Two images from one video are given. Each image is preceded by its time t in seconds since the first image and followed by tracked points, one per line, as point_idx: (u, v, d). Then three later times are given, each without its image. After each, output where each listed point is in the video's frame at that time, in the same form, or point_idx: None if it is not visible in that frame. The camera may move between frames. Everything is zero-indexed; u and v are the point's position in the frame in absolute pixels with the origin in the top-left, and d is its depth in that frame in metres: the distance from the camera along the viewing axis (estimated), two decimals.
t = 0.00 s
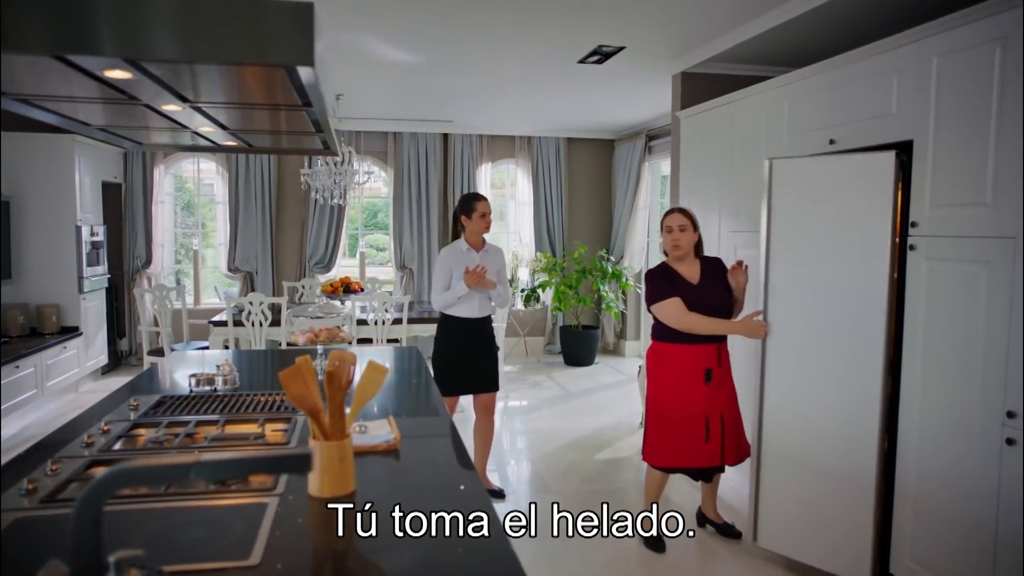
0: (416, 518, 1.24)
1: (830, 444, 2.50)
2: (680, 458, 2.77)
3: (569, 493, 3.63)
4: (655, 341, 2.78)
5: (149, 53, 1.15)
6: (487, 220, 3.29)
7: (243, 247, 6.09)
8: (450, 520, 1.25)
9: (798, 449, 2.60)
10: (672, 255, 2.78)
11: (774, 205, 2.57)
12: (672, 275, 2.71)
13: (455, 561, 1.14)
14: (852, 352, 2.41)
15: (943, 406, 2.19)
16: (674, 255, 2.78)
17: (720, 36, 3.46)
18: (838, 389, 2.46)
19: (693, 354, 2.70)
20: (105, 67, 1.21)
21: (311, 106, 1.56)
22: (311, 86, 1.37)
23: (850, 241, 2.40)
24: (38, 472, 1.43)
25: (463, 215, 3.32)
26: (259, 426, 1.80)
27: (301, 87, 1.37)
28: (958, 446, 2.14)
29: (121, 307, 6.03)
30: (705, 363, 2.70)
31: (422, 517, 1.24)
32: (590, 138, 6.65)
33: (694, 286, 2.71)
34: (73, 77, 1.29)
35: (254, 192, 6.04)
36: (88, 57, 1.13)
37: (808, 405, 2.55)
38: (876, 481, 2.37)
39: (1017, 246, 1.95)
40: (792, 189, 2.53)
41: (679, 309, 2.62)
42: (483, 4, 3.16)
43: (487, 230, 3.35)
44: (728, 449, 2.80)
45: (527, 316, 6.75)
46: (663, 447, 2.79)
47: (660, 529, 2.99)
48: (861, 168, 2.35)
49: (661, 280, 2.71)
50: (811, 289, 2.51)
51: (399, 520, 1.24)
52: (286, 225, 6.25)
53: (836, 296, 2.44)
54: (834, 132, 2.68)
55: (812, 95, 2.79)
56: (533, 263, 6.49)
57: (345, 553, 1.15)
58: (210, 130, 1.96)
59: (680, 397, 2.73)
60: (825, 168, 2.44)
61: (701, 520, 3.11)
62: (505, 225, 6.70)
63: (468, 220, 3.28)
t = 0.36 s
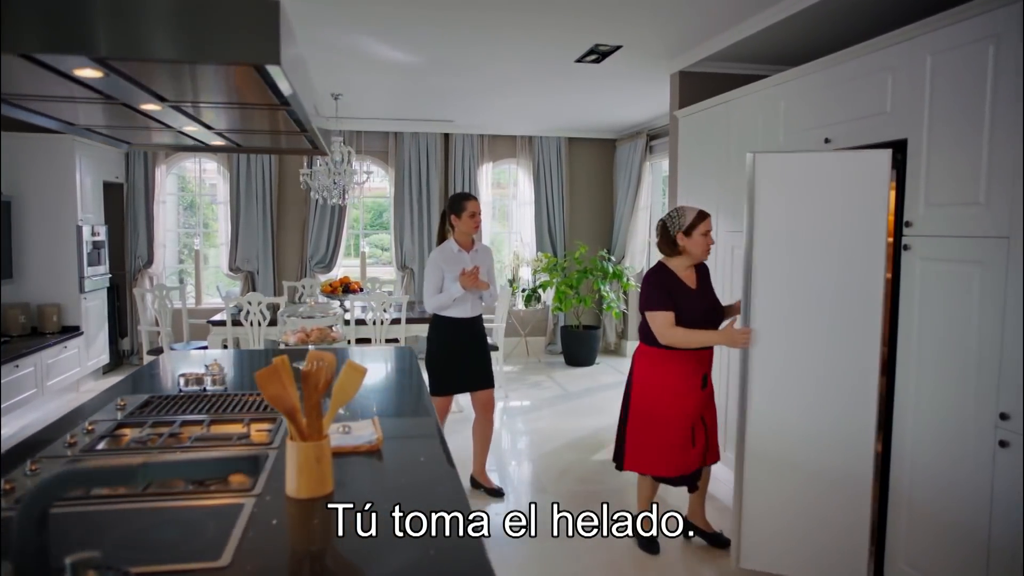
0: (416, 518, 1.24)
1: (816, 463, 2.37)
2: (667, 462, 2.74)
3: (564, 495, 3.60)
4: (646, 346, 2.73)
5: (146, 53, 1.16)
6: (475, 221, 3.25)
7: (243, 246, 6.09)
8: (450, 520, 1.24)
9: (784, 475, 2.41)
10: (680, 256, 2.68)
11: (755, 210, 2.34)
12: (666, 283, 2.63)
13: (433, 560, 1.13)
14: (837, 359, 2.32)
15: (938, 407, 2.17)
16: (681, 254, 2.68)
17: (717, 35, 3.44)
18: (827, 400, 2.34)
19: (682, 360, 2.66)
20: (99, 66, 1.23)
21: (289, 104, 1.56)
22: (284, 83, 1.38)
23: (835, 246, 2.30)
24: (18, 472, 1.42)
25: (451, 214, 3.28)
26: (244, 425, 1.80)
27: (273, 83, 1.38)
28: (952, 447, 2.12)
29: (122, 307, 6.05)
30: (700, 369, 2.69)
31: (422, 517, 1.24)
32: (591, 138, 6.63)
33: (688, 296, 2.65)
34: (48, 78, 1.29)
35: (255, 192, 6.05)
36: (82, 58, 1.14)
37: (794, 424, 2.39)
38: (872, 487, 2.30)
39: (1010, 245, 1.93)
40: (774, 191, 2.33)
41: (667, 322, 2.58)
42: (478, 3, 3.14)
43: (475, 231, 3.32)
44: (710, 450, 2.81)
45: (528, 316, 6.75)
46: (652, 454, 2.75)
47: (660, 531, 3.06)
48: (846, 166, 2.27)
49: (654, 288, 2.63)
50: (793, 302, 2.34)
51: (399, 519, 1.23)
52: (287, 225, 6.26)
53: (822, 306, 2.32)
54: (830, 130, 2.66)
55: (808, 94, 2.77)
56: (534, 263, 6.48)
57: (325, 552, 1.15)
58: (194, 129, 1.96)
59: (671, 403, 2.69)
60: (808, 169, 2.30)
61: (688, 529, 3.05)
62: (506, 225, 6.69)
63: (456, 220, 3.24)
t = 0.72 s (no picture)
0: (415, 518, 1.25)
1: (814, 482, 2.21)
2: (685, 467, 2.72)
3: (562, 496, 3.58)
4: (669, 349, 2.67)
5: (147, 53, 1.17)
6: (498, 221, 3.29)
7: (244, 246, 6.11)
8: (448, 520, 1.26)
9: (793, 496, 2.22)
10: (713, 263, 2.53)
11: (759, 213, 2.08)
12: (702, 288, 2.52)
13: (409, 561, 1.12)
14: (830, 369, 2.17)
15: (932, 408, 2.14)
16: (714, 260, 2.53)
17: (714, 34, 3.42)
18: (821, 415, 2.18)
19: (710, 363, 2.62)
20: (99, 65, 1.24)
21: (267, 103, 1.55)
22: (261, 83, 1.37)
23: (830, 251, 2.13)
24: None
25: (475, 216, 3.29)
26: (230, 426, 1.79)
27: (245, 83, 1.36)
28: (946, 450, 2.10)
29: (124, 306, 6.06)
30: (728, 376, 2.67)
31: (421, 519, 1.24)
32: (593, 137, 6.62)
33: (721, 304, 2.54)
34: (19, 76, 1.28)
35: (256, 191, 6.06)
36: (82, 57, 1.15)
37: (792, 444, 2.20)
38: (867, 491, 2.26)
39: (1003, 245, 1.91)
40: (775, 193, 2.08)
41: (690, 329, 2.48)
42: (473, 3, 3.13)
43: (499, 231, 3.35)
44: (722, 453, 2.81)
45: (530, 316, 6.74)
46: (679, 458, 2.72)
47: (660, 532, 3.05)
48: (841, 164, 2.11)
49: (690, 290, 2.52)
50: (790, 313, 2.14)
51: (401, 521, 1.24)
52: (288, 224, 6.27)
53: (820, 314, 2.14)
54: (826, 130, 2.64)
55: (804, 92, 2.74)
56: (535, 263, 6.48)
57: (300, 553, 1.14)
58: (179, 128, 1.95)
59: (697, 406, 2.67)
60: (812, 165, 2.10)
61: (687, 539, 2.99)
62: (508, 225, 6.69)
63: (479, 220, 3.28)
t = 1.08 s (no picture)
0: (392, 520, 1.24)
1: (822, 490, 2.15)
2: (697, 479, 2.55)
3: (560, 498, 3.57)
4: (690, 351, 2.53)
5: (148, 53, 1.16)
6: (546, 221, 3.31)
7: (247, 246, 6.13)
8: (425, 522, 1.26)
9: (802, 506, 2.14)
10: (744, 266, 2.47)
11: (778, 211, 2.01)
12: (730, 288, 2.44)
13: (385, 562, 1.12)
14: (832, 373, 2.13)
15: (927, 411, 2.12)
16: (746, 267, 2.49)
17: (712, 33, 3.40)
18: (829, 420, 2.13)
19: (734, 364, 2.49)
20: (97, 64, 1.23)
21: (246, 101, 1.55)
22: (238, 82, 1.37)
23: (837, 251, 2.09)
24: None
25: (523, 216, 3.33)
26: (217, 425, 1.78)
27: (220, 80, 1.35)
28: (942, 452, 2.07)
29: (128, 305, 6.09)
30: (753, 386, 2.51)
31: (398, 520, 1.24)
32: (595, 137, 6.61)
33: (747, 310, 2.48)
34: None
35: (259, 191, 6.07)
36: (79, 56, 1.15)
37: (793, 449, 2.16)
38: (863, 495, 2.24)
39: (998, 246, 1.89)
40: (792, 191, 2.01)
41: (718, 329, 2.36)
42: (468, 3, 3.13)
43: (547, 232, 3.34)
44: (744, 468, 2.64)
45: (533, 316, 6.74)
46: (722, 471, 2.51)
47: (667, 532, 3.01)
48: (847, 162, 2.08)
49: (719, 292, 2.42)
50: (803, 315, 2.08)
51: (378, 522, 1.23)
52: (291, 224, 6.29)
53: (826, 316, 2.10)
54: (823, 129, 2.61)
55: (802, 91, 2.72)
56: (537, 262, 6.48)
57: (276, 553, 1.14)
58: (165, 127, 1.96)
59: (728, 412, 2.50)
60: (824, 162, 2.04)
61: (684, 542, 2.99)
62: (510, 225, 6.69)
63: (527, 220, 3.31)
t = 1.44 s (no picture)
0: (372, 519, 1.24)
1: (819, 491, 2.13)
2: (691, 480, 2.54)
3: (560, 499, 3.56)
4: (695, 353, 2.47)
5: (152, 52, 1.16)
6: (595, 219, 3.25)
7: (252, 245, 6.14)
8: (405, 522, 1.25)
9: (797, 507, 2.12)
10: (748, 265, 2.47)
11: (783, 209, 1.97)
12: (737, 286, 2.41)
13: (365, 561, 1.12)
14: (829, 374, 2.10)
15: (924, 412, 2.10)
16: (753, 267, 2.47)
17: (712, 31, 3.38)
18: (828, 421, 2.10)
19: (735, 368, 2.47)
20: (99, 64, 1.23)
21: (228, 100, 1.55)
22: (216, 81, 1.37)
23: (838, 251, 2.06)
24: None
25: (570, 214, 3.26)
26: (208, 424, 1.79)
27: (204, 80, 1.36)
28: (938, 454, 2.05)
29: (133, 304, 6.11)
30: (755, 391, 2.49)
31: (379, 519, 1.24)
32: (599, 136, 6.60)
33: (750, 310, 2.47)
34: None
35: (263, 191, 6.09)
36: (80, 56, 1.15)
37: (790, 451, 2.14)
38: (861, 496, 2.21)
39: (995, 246, 1.87)
40: (796, 190, 1.98)
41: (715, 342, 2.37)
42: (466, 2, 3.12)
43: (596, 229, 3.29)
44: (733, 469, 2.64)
45: (537, 316, 6.73)
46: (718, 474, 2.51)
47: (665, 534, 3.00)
48: (845, 161, 2.06)
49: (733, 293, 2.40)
50: (806, 317, 2.04)
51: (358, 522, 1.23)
52: (295, 224, 6.30)
53: (826, 317, 2.07)
54: (822, 127, 2.59)
55: (801, 90, 2.70)
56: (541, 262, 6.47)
57: (257, 552, 1.14)
58: (154, 126, 1.96)
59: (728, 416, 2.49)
60: (825, 160, 2.02)
61: (681, 543, 2.98)
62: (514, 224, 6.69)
63: (575, 219, 3.25)
